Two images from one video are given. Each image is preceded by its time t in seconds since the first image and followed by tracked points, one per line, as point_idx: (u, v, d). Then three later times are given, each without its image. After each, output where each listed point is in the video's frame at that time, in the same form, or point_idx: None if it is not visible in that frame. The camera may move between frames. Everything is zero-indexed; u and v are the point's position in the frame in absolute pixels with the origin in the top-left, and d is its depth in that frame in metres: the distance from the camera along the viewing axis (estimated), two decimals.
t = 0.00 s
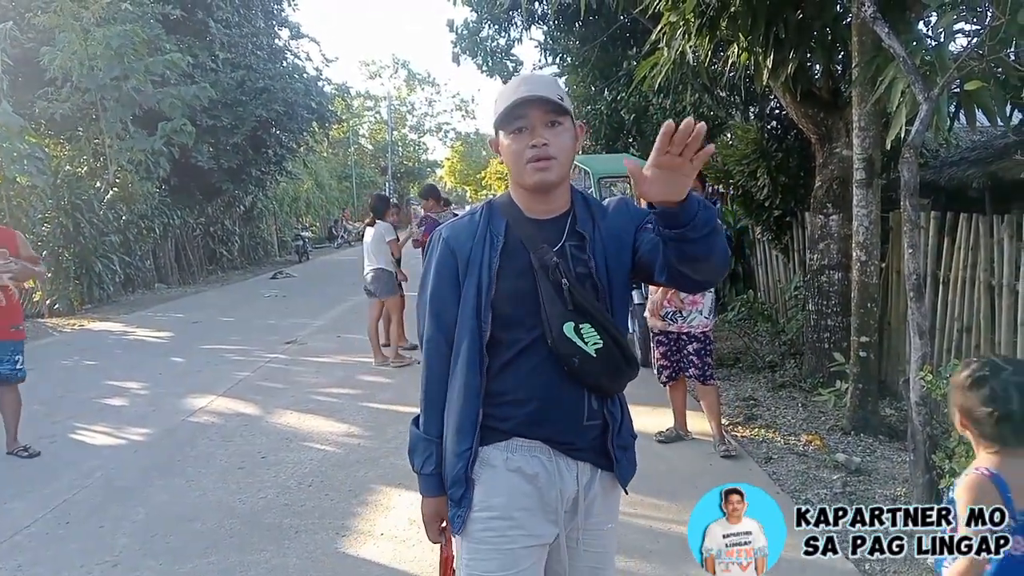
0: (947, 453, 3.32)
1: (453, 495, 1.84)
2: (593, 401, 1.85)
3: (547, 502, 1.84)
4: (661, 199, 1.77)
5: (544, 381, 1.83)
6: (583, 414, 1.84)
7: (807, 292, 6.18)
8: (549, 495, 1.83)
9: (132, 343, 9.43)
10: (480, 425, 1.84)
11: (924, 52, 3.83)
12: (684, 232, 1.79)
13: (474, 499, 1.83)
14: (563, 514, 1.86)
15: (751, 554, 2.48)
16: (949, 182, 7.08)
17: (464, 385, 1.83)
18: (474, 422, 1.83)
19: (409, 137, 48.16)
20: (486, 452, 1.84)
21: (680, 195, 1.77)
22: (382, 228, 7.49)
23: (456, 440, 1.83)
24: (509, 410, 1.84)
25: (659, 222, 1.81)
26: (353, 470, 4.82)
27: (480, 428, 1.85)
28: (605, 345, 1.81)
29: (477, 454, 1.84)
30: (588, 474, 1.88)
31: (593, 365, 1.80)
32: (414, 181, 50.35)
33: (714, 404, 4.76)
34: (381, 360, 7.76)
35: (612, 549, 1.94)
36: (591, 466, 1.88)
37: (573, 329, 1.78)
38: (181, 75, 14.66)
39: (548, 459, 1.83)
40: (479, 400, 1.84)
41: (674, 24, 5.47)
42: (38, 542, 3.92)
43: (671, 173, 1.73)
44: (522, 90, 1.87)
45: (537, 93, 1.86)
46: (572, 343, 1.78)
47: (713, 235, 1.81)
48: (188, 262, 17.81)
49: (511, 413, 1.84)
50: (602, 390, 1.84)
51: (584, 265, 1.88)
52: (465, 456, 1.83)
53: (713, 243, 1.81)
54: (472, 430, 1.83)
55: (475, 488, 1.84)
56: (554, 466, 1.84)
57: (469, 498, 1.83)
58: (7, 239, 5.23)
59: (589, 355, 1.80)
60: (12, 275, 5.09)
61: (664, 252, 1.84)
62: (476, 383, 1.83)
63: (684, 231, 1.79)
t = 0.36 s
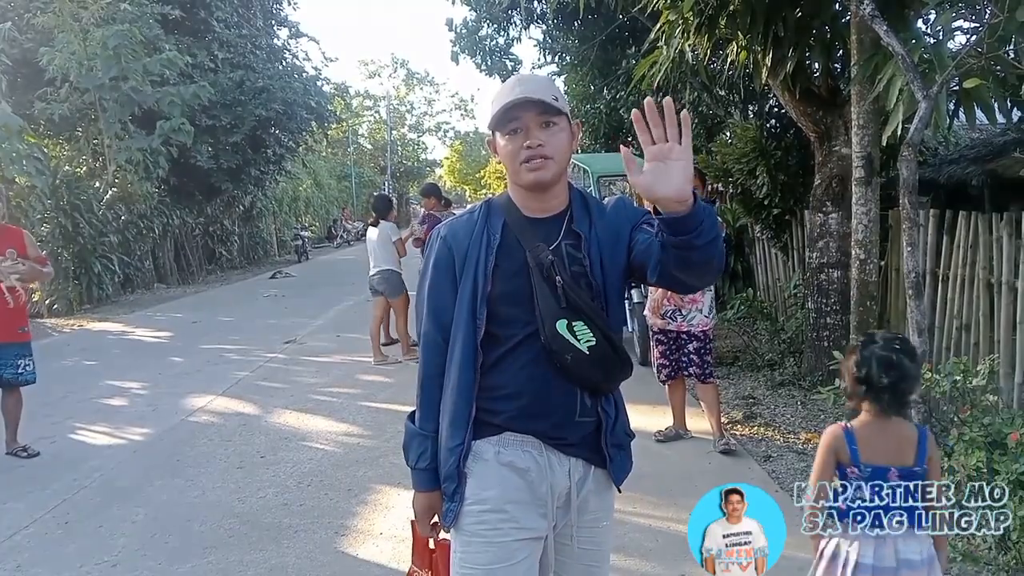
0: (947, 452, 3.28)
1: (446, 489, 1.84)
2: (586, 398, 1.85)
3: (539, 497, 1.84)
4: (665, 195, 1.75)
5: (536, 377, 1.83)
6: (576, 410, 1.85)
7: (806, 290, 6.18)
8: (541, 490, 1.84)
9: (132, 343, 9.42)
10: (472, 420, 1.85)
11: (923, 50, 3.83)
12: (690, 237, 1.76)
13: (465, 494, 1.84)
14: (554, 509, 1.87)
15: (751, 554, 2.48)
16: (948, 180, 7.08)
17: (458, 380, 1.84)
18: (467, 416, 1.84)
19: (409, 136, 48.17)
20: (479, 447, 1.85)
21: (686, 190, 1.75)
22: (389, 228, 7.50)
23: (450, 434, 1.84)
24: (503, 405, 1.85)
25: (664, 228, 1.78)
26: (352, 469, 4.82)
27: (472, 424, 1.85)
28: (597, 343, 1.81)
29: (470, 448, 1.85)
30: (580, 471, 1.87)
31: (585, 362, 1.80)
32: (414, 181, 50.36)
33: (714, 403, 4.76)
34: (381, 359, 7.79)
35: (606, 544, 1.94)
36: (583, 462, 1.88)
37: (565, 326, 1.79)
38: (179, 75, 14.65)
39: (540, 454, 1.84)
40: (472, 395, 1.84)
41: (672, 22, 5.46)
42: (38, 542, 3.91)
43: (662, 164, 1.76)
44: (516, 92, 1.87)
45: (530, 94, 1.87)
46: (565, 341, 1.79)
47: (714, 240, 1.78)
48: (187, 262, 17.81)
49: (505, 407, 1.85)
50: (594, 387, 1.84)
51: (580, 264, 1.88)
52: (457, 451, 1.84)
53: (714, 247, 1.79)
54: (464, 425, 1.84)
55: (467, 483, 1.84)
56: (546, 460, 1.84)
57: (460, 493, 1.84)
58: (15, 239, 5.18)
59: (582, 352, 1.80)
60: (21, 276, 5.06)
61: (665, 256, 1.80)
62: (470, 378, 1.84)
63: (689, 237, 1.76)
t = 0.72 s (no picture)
0: (949, 448, 3.27)
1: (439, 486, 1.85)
2: (581, 398, 1.85)
3: (532, 493, 1.85)
4: (679, 226, 1.72)
5: (531, 377, 1.84)
6: (570, 410, 1.85)
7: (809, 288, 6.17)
8: (534, 487, 1.85)
9: (135, 342, 9.43)
10: (465, 417, 1.86)
11: (925, 47, 3.83)
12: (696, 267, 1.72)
13: (457, 491, 1.85)
14: (546, 506, 1.87)
15: (751, 554, 2.46)
16: (951, 178, 7.07)
17: (453, 378, 1.85)
18: (461, 413, 1.85)
19: (410, 135, 48.19)
20: (472, 445, 1.86)
21: (699, 222, 1.73)
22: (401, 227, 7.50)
23: (444, 431, 1.85)
24: (499, 403, 1.85)
25: (670, 254, 1.74)
26: (355, 468, 4.83)
27: (465, 421, 1.86)
28: (592, 344, 1.82)
29: (463, 445, 1.86)
30: (573, 471, 1.88)
31: (580, 363, 1.81)
32: (416, 179, 50.38)
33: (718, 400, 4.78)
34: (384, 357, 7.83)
35: (600, 544, 1.94)
36: (577, 462, 1.88)
37: (560, 327, 1.80)
38: (182, 74, 14.66)
39: (532, 453, 1.84)
40: (466, 392, 1.85)
41: (673, 20, 5.46)
42: (42, 540, 3.92)
43: (676, 194, 1.73)
44: (514, 91, 1.87)
45: (529, 94, 1.86)
46: (559, 342, 1.80)
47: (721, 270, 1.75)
48: (190, 261, 17.84)
49: (500, 407, 1.85)
50: (590, 389, 1.84)
51: (577, 264, 1.88)
52: (450, 449, 1.84)
53: (721, 275, 1.75)
54: (457, 422, 1.85)
55: (459, 480, 1.85)
56: (538, 459, 1.85)
57: (452, 490, 1.85)
58: (10, 239, 5.15)
59: (577, 353, 1.81)
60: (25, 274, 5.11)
61: (667, 274, 1.77)
62: (465, 376, 1.85)
63: (695, 265, 1.72)
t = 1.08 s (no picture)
0: (948, 446, 3.28)
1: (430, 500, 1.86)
2: (579, 405, 1.84)
3: (527, 513, 1.84)
4: (639, 165, 1.67)
5: (526, 388, 1.82)
6: (567, 421, 1.84)
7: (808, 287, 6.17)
8: (529, 507, 1.84)
9: (135, 342, 9.44)
10: (458, 430, 1.85)
11: (923, 46, 3.83)
12: (667, 214, 1.68)
13: (451, 508, 1.85)
14: (543, 526, 1.87)
15: (752, 555, 2.46)
16: (950, 176, 7.07)
17: (442, 386, 1.84)
18: (453, 424, 1.85)
19: (410, 134, 48.20)
20: (466, 460, 1.85)
21: (661, 156, 1.67)
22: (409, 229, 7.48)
23: (433, 444, 1.85)
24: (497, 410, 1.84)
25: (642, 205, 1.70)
26: (354, 468, 4.83)
27: (458, 433, 1.86)
28: (589, 347, 1.81)
29: (456, 459, 1.85)
30: (571, 487, 1.87)
31: (578, 368, 1.80)
32: (415, 178, 50.39)
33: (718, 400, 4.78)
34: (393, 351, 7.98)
35: (598, 560, 1.95)
36: (574, 478, 1.87)
37: (555, 331, 1.78)
38: (181, 74, 14.67)
39: (528, 470, 1.84)
40: (457, 401, 1.85)
41: (672, 20, 5.45)
42: (42, 541, 3.92)
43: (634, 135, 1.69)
44: (507, 81, 1.86)
45: (522, 84, 1.85)
46: (554, 347, 1.79)
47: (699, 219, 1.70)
48: (189, 261, 17.85)
49: (494, 421, 1.85)
50: (588, 394, 1.83)
51: (571, 263, 1.87)
52: (443, 463, 1.84)
53: (700, 225, 1.70)
54: (450, 435, 1.84)
55: (453, 497, 1.85)
56: (534, 478, 1.84)
57: (446, 506, 1.85)
58: None
59: (574, 358, 1.80)
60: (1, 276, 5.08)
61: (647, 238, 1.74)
62: (455, 384, 1.84)
63: (668, 212, 1.68)
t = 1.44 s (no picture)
0: (950, 444, 3.28)
1: (416, 531, 1.86)
2: (570, 418, 1.83)
3: (520, 532, 1.84)
4: (621, 163, 1.67)
5: (514, 402, 1.81)
6: (558, 436, 1.82)
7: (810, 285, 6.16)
8: (521, 527, 1.84)
9: (137, 341, 9.45)
10: (441, 454, 1.86)
11: (925, 44, 3.82)
12: (647, 214, 1.66)
13: (440, 534, 1.86)
14: (538, 547, 1.87)
15: (752, 554, 2.46)
16: (952, 174, 7.06)
17: (421, 407, 1.84)
18: (435, 446, 1.85)
19: (412, 133, 48.21)
20: (452, 481, 1.86)
21: (643, 153, 1.67)
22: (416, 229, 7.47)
23: (416, 471, 1.85)
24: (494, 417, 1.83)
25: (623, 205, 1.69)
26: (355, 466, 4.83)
27: (441, 457, 1.86)
28: (577, 357, 1.78)
29: (441, 483, 1.86)
30: (567, 505, 1.87)
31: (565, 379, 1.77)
32: (417, 177, 50.40)
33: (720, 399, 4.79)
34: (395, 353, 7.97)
35: None
36: (569, 495, 1.86)
37: (538, 342, 1.75)
38: (182, 73, 14.67)
39: (519, 488, 1.84)
40: (438, 421, 1.85)
41: (673, 18, 5.43)
42: (43, 539, 3.93)
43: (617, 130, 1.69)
44: (477, 70, 1.81)
45: (493, 74, 1.80)
46: (539, 358, 1.76)
47: (682, 222, 1.68)
48: (192, 260, 17.87)
49: (487, 432, 1.83)
50: (578, 406, 1.81)
51: (552, 264, 1.84)
52: (428, 490, 1.84)
53: (682, 229, 1.68)
54: (432, 462, 1.85)
55: (440, 523, 1.86)
56: (525, 496, 1.84)
57: (434, 535, 1.86)
58: None
59: (563, 370, 1.78)
60: None
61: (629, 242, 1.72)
62: (434, 404, 1.84)
63: (649, 213, 1.66)
